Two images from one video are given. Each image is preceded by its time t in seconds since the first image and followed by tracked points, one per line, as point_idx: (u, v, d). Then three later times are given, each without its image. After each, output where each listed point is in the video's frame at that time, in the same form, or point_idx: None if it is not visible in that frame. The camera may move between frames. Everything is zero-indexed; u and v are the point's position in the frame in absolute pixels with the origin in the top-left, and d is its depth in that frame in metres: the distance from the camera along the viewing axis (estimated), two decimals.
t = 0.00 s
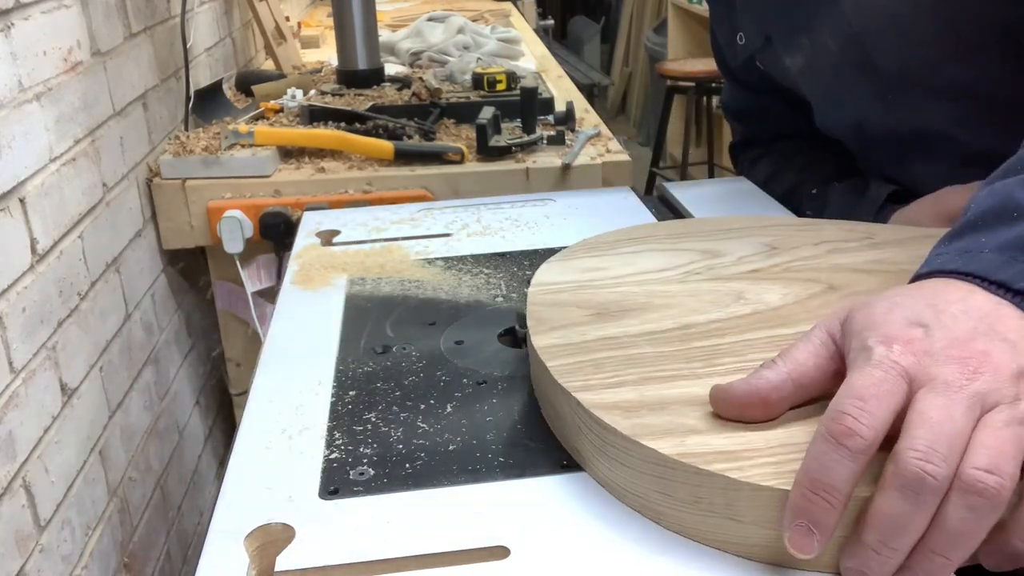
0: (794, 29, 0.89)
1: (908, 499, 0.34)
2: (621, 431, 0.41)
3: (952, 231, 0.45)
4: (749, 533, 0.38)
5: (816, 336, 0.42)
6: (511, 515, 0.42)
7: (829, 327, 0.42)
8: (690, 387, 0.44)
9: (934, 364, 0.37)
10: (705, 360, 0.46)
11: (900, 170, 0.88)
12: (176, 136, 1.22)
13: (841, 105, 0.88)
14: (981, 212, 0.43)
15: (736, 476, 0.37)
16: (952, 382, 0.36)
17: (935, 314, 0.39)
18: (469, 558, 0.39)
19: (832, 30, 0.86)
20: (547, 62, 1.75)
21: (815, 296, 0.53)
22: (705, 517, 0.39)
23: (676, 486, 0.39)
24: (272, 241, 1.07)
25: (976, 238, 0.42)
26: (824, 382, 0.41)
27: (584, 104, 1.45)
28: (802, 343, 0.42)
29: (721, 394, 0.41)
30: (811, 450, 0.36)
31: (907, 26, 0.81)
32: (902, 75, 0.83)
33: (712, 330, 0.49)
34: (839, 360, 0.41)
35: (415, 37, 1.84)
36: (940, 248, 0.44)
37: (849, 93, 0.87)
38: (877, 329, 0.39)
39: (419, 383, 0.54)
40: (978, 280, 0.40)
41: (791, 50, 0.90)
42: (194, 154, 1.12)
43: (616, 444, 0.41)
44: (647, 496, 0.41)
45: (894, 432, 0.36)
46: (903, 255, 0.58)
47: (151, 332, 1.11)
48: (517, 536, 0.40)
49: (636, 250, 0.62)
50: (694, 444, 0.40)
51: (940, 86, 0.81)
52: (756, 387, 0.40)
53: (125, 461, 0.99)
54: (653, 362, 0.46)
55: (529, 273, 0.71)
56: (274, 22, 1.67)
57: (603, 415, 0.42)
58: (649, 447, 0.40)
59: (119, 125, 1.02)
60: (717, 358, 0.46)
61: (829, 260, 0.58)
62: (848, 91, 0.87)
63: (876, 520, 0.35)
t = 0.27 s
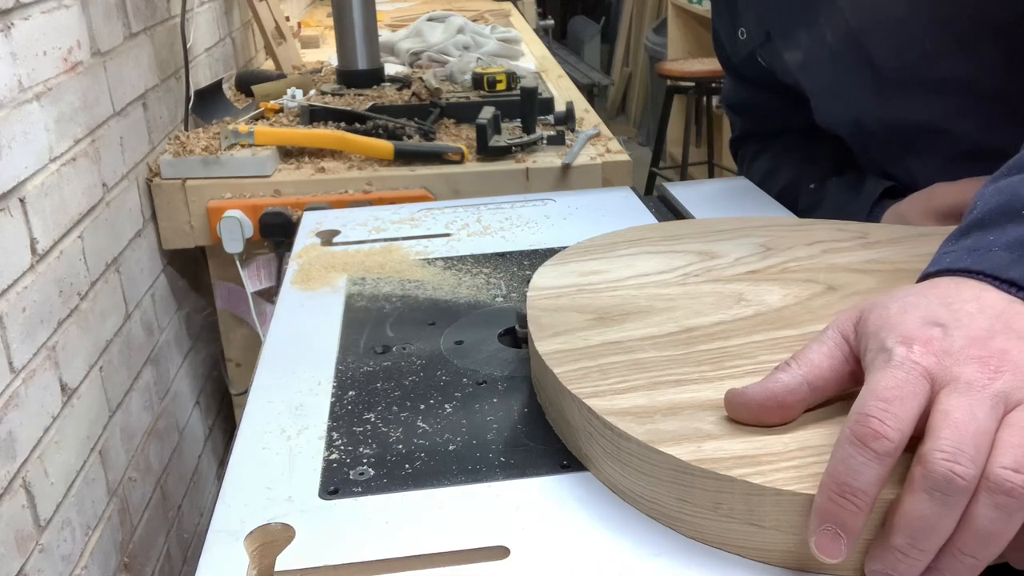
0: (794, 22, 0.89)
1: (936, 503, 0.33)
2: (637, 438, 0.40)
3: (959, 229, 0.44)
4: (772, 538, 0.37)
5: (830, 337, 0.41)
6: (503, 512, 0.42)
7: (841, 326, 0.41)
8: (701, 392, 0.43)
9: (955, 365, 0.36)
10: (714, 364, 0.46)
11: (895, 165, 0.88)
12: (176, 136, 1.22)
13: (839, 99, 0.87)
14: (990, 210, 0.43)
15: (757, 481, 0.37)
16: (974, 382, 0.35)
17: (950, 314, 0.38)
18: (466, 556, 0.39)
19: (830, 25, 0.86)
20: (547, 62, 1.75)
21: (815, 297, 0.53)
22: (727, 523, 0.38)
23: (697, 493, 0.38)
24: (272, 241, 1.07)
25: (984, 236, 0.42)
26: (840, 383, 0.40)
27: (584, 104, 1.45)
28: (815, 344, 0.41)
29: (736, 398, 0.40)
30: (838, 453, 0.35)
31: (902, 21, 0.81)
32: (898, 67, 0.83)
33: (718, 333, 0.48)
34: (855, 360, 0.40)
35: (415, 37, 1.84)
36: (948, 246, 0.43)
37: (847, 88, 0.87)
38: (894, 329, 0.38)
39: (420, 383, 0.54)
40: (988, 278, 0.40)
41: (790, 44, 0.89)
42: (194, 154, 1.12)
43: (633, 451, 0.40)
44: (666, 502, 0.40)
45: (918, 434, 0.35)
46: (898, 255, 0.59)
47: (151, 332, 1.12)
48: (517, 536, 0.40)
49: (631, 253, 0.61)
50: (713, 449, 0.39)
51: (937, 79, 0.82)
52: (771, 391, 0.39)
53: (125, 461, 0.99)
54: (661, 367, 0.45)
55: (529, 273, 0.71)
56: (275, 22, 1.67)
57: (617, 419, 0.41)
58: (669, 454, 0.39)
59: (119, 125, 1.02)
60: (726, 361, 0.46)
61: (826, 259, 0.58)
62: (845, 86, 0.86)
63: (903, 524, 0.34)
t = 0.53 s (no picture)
0: (795, 19, 0.89)
1: (963, 503, 0.33)
2: (653, 444, 0.39)
3: (966, 226, 0.44)
4: (794, 544, 0.37)
5: (840, 338, 0.41)
6: (503, 511, 0.42)
7: (854, 327, 0.41)
8: (713, 396, 0.43)
9: (973, 364, 0.36)
10: (721, 366, 0.45)
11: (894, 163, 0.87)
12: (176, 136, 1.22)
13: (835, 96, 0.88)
14: (998, 208, 0.43)
15: (780, 485, 0.36)
16: (995, 380, 0.35)
17: (965, 313, 0.38)
18: (465, 556, 0.39)
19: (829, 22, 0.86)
20: (547, 62, 1.75)
21: (816, 297, 0.53)
22: (748, 529, 0.38)
23: (717, 498, 0.38)
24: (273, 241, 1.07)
25: (991, 234, 0.42)
26: (853, 385, 0.40)
27: (583, 104, 1.45)
28: (828, 345, 0.41)
29: (752, 402, 0.40)
30: (861, 455, 0.35)
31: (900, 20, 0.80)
32: (897, 64, 0.82)
33: (722, 334, 0.48)
34: (868, 362, 0.40)
35: (415, 37, 1.84)
36: (955, 243, 0.43)
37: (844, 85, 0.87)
38: (909, 330, 0.38)
39: (420, 383, 0.54)
40: (997, 277, 0.40)
41: (790, 41, 0.90)
42: (194, 154, 1.12)
43: (650, 457, 0.40)
44: (684, 509, 0.40)
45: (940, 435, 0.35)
46: (893, 254, 0.59)
47: (151, 332, 1.12)
48: (517, 536, 0.40)
49: (627, 256, 0.61)
50: (731, 454, 0.38)
51: (934, 76, 0.81)
52: (787, 395, 0.39)
53: (125, 461, 0.99)
54: (667, 369, 0.45)
55: (529, 273, 0.71)
56: (275, 22, 1.67)
57: (631, 424, 0.41)
58: (687, 459, 0.38)
59: (119, 125, 1.02)
60: (734, 364, 0.45)
61: (823, 260, 0.58)
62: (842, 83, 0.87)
63: (929, 524, 0.33)
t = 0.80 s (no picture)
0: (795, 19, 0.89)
1: (991, 504, 0.33)
2: (669, 448, 0.39)
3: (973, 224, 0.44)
4: (817, 547, 0.37)
5: (855, 337, 0.41)
6: (503, 512, 0.42)
7: (867, 327, 0.41)
8: (725, 398, 0.42)
9: (994, 363, 0.36)
10: (731, 368, 0.45)
11: (890, 160, 0.87)
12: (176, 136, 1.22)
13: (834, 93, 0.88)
14: (1006, 206, 0.43)
15: (802, 489, 0.36)
16: (1016, 379, 0.35)
17: (981, 312, 0.38)
18: (466, 557, 0.39)
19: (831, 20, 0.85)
20: (547, 62, 1.75)
21: (819, 297, 0.52)
22: (770, 532, 0.37)
23: (738, 504, 0.37)
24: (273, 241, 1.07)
25: (1000, 232, 0.42)
26: (869, 385, 0.40)
27: (583, 104, 1.45)
28: (842, 345, 0.41)
29: (768, 405, 0.39)
30: (885, 457, 0.35)
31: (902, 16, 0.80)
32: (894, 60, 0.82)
33: (725, 334, 0.48)
34: (883, 362, 0.40)
35: (415, 37, 1.84)
36: (962, 241, 0.44)
37: (843, 82, 0.86)
38: (925, 328, 0.38)
39: (419, 383, 0.54)
40: (1008, 275, 0.40)
41: (791, 40, 0.90)
42: (194, 154, 1.12)
43: (666, 462, 0.39)
44: (701, 513, 0.39)
45: (962, 436, 0.35)
46: (892, 254, 0.59)
47: (151, 332, 1.12)
48: (517, 536, 0.40)
49: (624, 258, 0.60)
50: (749, 457, 0.38)
51: (933, 71, 0.80)
52: (806, 398, 0.39)
53: (125, 461, 0.99)
54: (670, 370, 0.45)
55: (529, 273, 0.71)
56: (275, 22, 1.67)
57: (644, 428, 0.40)
58: (706, 464, 0.38)
59: (119, 125, 1.02)
60: (742, 366, 0.45)
61: (820, 260, 0.58)
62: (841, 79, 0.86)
63: (955, 525, 0.33)
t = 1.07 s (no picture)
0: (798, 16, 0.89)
1: (1017, 503, 0.32)
2: (685, 454, 0.38)
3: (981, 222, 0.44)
4: (839, 551, 0.36)
5: (867, 339, 0.41)
6: (503, 512, 0.42)
7: (880, 328, 0.41)
8: (736, 402, 0.42)
9: (1012, 362, 0.36)
10: (740, 372, 0.45)
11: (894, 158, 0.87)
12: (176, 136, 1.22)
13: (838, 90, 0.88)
14: (1015, 203, 0.43)
15: (824, 493, 0.35)
16: None
17: (996, 311, 0.38)
18: (467, 558, 0.39)
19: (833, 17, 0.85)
20: (547, 62, 1.75)
21: (822, 298, 0.52)
22: (791, 537, 0.37)
23: (758, 509, 0.37)
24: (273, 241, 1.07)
25: (1008, 230, 0.42)
26: (882, 387, 0.40)
27: (584, 104, 1.45)
28: (854, 347, 0.41)
29: (783, 408, 0.39)
30: (908, 459, 0.34)
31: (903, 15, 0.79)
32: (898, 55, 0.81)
33: (728, 335, 0.48)
34: (896, 363, 0.40)
35: (415, 37, 1.84)
36: (970, 239, 0.44)
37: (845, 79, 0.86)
38: (940, 329, 0.38)
39: (419, 383, 0.54)
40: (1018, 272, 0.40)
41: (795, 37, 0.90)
42: (194, 154, 1.12)
43: (681, 468, 0.39)
44: (719, 519, 0.39)
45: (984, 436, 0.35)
46: (894, 254, 0.59)
47: (151, 332, 1.12)
48: (516, 536, 0.40)
49: (622, 260, 0.60)
50: (768, 462, 0.37)
51: (936, 68, 0.80)
52: (821, 401, 0.39)
53: (125, 461, 0.99)
54: (673, 371, 0.45)
55: (529, 273, 0.71)
56: (275, 22, 1.67)
57: (658, 434, 0.40)
58: (724, 470, 0.37)
59: (119, 125, 1.02)
60: (751, 369, 0.45)
61: (817, 261, 0.58)
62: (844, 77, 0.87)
63: (982, 526, 0.33)
